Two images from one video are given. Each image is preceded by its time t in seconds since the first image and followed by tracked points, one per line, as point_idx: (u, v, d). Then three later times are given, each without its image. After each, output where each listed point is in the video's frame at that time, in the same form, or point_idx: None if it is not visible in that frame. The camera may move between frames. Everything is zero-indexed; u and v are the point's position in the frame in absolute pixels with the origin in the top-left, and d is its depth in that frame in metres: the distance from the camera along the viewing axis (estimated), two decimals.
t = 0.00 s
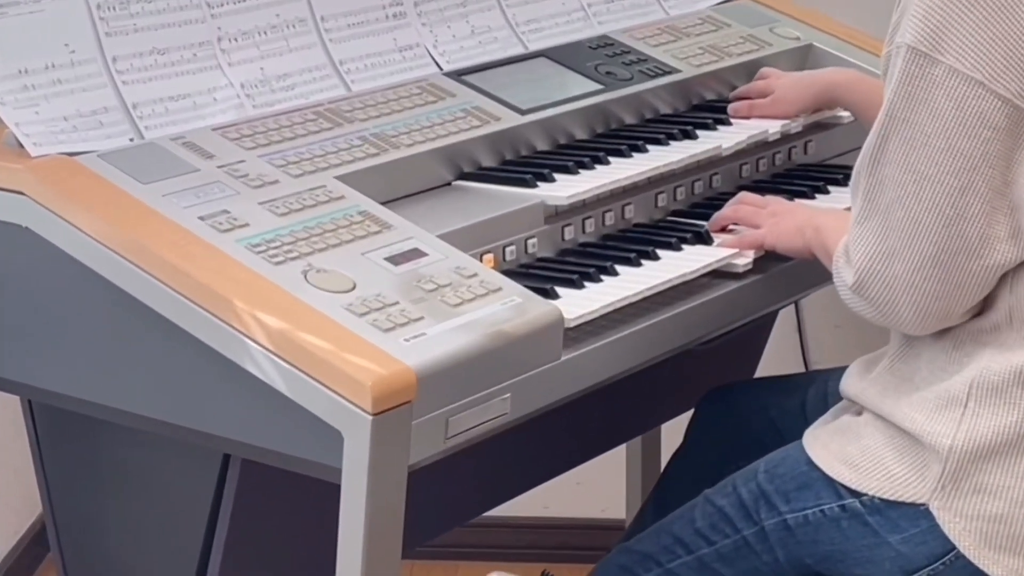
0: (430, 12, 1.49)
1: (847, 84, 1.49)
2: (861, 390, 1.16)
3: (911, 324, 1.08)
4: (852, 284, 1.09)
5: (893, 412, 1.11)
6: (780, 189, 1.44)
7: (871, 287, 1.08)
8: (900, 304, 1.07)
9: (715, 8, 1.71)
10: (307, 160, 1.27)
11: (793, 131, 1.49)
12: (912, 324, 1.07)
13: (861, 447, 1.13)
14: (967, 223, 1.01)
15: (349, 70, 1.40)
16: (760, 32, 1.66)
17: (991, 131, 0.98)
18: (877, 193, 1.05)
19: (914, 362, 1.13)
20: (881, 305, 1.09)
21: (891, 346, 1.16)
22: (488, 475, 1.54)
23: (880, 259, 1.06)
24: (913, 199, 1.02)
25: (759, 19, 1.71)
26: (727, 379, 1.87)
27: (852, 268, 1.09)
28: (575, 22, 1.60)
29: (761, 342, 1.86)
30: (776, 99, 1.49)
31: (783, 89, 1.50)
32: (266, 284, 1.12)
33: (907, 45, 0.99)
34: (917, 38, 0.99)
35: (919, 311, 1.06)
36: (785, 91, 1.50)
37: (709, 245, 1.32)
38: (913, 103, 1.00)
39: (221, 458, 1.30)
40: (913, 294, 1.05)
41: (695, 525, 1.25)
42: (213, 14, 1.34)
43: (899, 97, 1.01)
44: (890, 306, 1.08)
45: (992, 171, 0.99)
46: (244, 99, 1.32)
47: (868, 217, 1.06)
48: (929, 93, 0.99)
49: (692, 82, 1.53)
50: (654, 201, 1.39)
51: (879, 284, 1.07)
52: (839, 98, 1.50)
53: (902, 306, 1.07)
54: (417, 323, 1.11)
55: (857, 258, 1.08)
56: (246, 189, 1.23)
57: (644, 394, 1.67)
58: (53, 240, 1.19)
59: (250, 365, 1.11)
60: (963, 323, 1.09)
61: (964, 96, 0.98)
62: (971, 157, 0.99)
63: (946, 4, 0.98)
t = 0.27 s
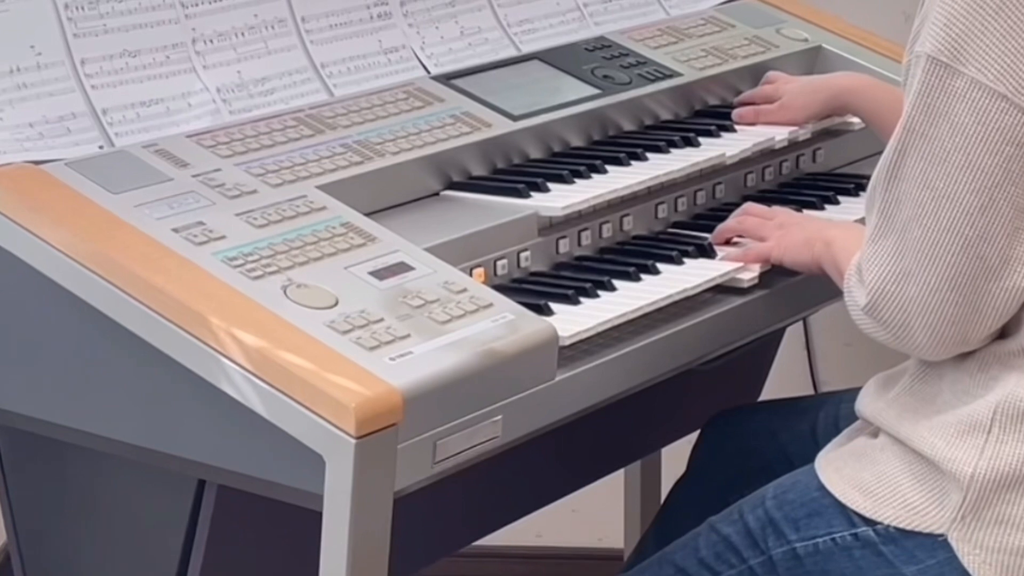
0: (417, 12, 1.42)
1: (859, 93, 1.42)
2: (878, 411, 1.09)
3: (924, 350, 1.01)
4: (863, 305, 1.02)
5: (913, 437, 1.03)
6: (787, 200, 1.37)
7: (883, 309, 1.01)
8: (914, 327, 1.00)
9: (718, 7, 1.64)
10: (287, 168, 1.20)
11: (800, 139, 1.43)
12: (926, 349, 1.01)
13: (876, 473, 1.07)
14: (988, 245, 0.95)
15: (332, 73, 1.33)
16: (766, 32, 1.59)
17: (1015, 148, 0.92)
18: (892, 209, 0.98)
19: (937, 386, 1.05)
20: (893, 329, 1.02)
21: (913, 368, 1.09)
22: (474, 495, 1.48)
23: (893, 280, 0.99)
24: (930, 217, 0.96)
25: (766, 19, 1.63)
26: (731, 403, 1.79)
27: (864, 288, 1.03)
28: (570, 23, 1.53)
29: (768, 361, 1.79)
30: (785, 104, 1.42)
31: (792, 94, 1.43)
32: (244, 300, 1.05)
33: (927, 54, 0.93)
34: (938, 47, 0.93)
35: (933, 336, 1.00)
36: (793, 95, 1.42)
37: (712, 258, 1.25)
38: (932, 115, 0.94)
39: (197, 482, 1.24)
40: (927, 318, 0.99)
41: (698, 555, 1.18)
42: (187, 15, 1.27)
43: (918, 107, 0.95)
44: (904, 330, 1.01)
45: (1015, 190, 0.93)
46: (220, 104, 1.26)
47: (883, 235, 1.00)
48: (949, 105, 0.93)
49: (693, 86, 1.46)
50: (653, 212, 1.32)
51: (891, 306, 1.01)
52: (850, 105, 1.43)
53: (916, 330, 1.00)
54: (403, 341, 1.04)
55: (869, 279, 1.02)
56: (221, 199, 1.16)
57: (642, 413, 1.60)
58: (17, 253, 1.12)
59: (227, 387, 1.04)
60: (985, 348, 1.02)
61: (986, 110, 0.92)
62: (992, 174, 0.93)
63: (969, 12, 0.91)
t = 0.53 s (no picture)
0: (403, 13, 1.36)
1: (864, 94, 1.37)
2: (898, 433, 1.03)
3: (936, 376, 0.97)
4: (872, 327, 0.98)
5: (933, 463, 0.98)
6: (794, 211, 1.31)
7: (893, 332, 0.97)
8: (926, 351, 0.95)
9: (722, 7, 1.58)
10: (267, 177, 1.14)
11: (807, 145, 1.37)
12: (938, 376, 0.96)
13: (893, 501, 1.01)
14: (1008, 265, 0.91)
15: (315, 74, 1.27)
16: (771, 33, 1.53)
17: None
18: (907, 227, 0.94)
19: (961, 409, 0.99)
20: (903, 352, 0.97)
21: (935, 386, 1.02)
22: (463, 519, 1.42)
23: (905, 301, 0.95)
24: (947, 235, 0.92)
25: (772, 19, 1.57)
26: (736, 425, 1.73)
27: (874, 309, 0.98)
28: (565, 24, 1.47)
29: (774, 379, 1.72)
30: (790, 109, 1.37)
31: (797, 98, 1.37)
32: (221, 316, 0.99)
33: (948, 66, 0.90)
34: (960, 58, 0.89)
35: (946, 361, 0.95)
36: (799, 100, 1.37)
37: (715, 271, 1.19)
38: (953, 129, 0.90)
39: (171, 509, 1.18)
40: (941, 342, 0.95)
41: None
42: (160, 15, 1.22)
43: (938, 120, 0.91)
44: (916, 355, 0.97)
45: None
46: (196, 109, 1.20)
47: (895, 254, 0.95)
48: (971, 119, 0.89)
49: (694, 91, 1.39)
50: (653, 223, 1.26)
51: (903, 328, 0.96)
52: (855, 107, 1.38)
53: (928, 354, 0.96)
54: (389, 359, 0.98)
55: (879, 299, 0.97)
56: (197, 209, 1.10)
57: (639, 433, 1.55)
58: None
59: (203, 408, 0.98)
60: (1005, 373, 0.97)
61: (1010, 124, 0.88)
62: (1014, 190, 0.89)
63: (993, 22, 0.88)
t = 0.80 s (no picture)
0: (390, 13, 1.31)
1: (881, 105, 1.31)
2: (915, 454, 0.97)
3: (951, 398, 0.91)
4: (885, 345, 0.93)
5: (950, 486, 0.92)
6: (801, 221, 1.26)
7: (907, 351, 0.91)
8: (941, 372, 0.90)
9: (725, 6, 1.53)
10: (247, 186, 1.08)
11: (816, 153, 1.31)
12: (953, 398, 0.91)
13: (907, 525, 0.95)
14: None
15: (297, 78, 1.22)
16: (778, 34, 1.47)
17: None
18: (923, 240, 0.89)
19: (982, 430, 0.94)
20: (918, 372, 0.92)
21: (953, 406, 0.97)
22: (454, 542, 1.37)
23: (920, 318, 0.90)
24: (965, 249, 0.87)
25: (778, 19, 1.52)
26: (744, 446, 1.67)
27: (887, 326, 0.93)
28: (560, 25, 1.42)
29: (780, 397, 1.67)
30: (798, 116, 1.32)
31: (806, 105, 1.32)
32: (198, 331, 0.93)
33: (969, 71, 0.84)
34: (981, 62, 0.84)
35: (962, 382, 0.90)
36: (808, 106, 1.32)
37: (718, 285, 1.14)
38: (973, 138, 0.85)
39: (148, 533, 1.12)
40: (956, 362, 0.89)
41: None
42: (135, 15, 1.16)
43: (957, 127, 0.86)
44: (931, 374, 0.91)
45: None
46: (171, 115, 1.14)
47: (910, 269, 0.90)
48: (993, 127, 0.84)
49: (696, 95, 1.34)
50: (653, 234, 1.21)
51: (918, 346, 0.91)
52: (872, 119, 1.31)
53: (943, 375, 0.90)
54: (375, 377, 0.92)
55: (892, 316, 0.92)
56: (173, 220, 1.04)
57: (638, 454, 1.49)
58: None
59: (180, 429, 0.92)
60: None
61: None
62: None
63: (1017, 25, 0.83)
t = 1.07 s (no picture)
0: (377, 13, 1.27)
1: (888, 108, 1.26)
2: (931, 475, 0.93)
3: (965, 419, 0.86)
4: (895, 362, 0.87)
5: (967, 511, 0.88)
6: (808, 231, 1.21)
7: (919, 369, 0.86)
8: (956, 392, 0.85)
9: (728, 6, 1.48)
10: (227, 195, 1.03)
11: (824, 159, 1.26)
12: (967, 419, 0.86)
13: (920, 549, 0.90)
14: None
15: (282, 80, 1.17)
16: (783, 36, 1.43)
17: None
18: (937, 252, 0.84)
19: (1003, 453, 0.89)
20: (931, 392, 0.87)
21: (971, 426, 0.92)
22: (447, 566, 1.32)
23: (933, 335, 0.85)
24: (982, 262, 0.81)
25: (784, 19, 1.46)
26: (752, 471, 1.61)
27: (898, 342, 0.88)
28: (557, 27, 1.37)
29: (786, 415, 1.61)
30: (804, 121, 1.27)
31: (813, 109, 1.27)
32: (175, 347, 0.88)
33: (988, 75, 0.79)
34: (1002, 65, 0.79)
35: (978, 402, 0.85)
36: (814, 111, 1.27)
37: (722, 298, 1.09)
38: (993, 145, 0.80)
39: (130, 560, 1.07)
40: (972, 381, 0.84)
41: None
42: (109, 16, 1.12)
43: (976, 132, 0.80)
44: (944, 394, 0.86)
45: None
46: (147, 119, 1.10)
47: (922, 282, 0.85)
48: (1015, 134, 0.79)
49: (697, 99, 1.29)
50: (652, 246, 1.16)
51: (932, 365, 0.85)
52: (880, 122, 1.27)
53: (957, 395, 0.85)
54: (361, 395, 0.87)
55: (904, 331, 0.87)
56: (149, 230, 0.99)
57: (632, 482, 1.44)
58: None
59: (154, 448, 0.88)
60: None
61: None
62: None
63: None
